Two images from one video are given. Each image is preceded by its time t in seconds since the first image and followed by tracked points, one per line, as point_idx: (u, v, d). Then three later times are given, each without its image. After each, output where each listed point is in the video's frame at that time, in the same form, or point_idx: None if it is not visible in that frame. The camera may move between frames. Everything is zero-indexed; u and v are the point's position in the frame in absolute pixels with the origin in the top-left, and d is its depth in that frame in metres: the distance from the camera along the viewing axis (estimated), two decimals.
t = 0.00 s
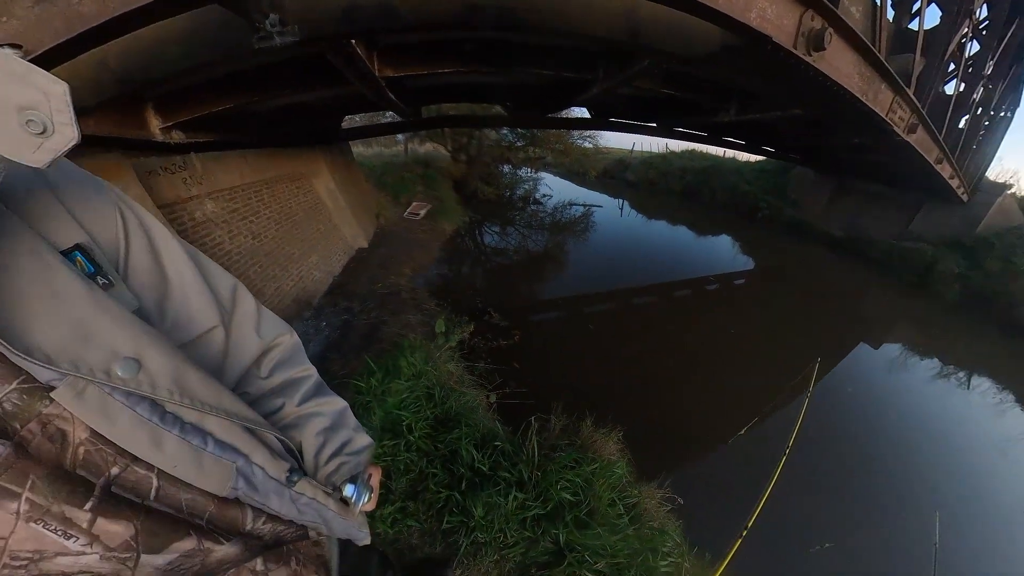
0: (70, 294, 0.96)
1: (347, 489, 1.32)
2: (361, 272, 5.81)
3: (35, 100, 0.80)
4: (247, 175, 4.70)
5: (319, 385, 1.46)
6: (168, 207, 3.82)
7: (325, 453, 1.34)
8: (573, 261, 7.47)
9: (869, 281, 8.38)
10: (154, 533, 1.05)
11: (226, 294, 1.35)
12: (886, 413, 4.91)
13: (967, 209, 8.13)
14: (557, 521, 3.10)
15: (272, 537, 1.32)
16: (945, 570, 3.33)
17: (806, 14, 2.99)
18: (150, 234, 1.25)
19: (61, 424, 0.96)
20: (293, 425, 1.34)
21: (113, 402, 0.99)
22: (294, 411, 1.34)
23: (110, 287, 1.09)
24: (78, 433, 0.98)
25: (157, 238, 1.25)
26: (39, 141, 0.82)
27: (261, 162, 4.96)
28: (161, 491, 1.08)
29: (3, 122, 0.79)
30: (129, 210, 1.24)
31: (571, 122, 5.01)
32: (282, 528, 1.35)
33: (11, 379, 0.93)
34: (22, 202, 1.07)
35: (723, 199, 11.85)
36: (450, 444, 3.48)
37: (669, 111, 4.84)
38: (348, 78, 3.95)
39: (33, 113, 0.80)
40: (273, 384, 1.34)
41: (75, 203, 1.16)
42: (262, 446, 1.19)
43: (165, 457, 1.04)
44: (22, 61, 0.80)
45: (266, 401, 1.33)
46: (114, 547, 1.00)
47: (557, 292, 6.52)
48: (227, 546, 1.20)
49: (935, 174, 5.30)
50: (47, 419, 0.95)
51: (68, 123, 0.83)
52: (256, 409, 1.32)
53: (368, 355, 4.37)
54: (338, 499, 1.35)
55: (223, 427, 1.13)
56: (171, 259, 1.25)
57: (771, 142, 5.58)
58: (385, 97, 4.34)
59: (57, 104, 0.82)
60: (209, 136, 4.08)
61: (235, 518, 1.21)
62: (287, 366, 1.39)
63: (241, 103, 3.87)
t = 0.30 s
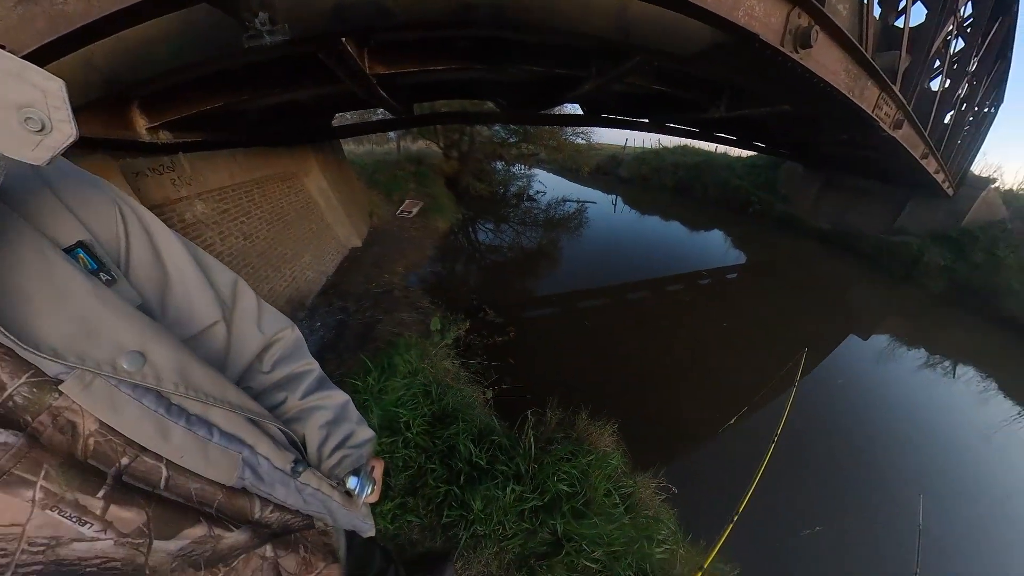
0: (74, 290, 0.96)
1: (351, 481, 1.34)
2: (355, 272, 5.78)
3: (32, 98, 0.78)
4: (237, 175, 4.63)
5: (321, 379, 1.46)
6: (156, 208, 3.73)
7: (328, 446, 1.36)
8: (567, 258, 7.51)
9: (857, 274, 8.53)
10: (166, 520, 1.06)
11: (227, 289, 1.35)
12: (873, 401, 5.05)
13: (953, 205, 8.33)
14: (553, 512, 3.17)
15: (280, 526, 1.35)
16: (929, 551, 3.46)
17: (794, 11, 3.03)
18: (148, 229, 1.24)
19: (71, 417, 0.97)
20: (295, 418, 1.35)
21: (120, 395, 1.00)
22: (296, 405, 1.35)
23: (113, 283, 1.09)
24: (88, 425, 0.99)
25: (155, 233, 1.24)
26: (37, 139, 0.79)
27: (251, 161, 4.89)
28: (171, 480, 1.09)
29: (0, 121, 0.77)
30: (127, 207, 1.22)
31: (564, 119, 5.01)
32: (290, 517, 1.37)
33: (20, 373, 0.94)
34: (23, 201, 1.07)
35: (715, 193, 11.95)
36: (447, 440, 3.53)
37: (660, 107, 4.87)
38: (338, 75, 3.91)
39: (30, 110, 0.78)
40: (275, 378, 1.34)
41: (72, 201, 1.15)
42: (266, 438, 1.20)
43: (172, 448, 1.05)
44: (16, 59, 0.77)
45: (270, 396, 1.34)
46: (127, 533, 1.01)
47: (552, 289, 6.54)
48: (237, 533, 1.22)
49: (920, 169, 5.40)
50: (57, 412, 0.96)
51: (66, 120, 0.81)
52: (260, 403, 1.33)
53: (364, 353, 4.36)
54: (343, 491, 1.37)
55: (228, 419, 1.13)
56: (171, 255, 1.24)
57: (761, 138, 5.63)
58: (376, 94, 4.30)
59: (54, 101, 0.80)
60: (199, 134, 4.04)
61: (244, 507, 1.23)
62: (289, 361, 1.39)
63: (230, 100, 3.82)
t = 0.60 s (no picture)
0: (72, 303, 0.94)
1: (358, 481, 1.37)
2: (349, 272, 5.73)
3: (7, 106, 0.80)
4: (227, 176, 4.54)
5: (325, 380, 1.49)
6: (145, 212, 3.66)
7: (335, 446, 1.38)
8: (561, 254, 7.53)
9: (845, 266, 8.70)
10: (177, 530, 1.07)
11: (228, 294, 1.36)
12: (861, 391, 5.17)
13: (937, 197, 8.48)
14: (552, 506, 3.21)
15: (290, 528, 1.38)
16: (915, 535, 3.58)
17: (784, 10, 3.06)
18: (146, 239, 1.24)
19: (73, 431, 0.94)
20: (301, 420, 1.36)
21: (122, 408, 0.97)
22: (301, 407, 1.37)
23: (110, 293, 1.06)
24: (92, 439, 0.97)
25: (154, 243, 1.24)
26: (15, 148, 0.81)
27: (242, 161, 4.78)
28: (179, 489, 1.09)
29: None
30: (124, 217, 1.21)
31: (556, 116, 4.99)
32: (299, 519, 1.41)
33: (21, 391, 0.90)
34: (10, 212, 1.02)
35: (706, 188, 12.06)
36: (446, 438, 3.56)
37: (654, 102, 4.87)
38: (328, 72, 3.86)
39: (6, 119, 0.79)
40: (280, 381, 1.36)
41: (63, 209, 1.12)
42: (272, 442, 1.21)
43: (178, 457, 1.04)
44: None
45: (274, 399, 1.35)
46: (137, 545, 1.01)
47: (548, 285, 6.56)
48: (247, 539, 1.23)
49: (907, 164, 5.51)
50: (60, 428, 0.93)
51: (43, 127, 0.83)
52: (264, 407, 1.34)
53: (360, 353, 4.34)
54: (350, 490, 1.40)
55: (233, 425, 1.12)
56: (170, 263, 1.25)
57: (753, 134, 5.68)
58: (367, 92, 4.24)
59: (29, 108, 0.82)
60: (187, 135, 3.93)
61: (253, 511, 1.25)
62: (292, 364, 1.41)
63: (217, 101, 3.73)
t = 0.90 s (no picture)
0: (88, 306, 0.92)
1: (369, 475, 1.33)
2: (343, 273, 5.69)
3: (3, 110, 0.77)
4: (218, 177, 4.47)
5: (337, 376, 1.47)
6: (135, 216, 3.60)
7: (346, 442, 1.36)
8: (556, 251, 7.54)
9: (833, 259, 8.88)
10: (194, 530, 1.06)
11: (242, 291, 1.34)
12: (849, 380, 5.30)
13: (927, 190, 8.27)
14: (552, 496, 3.26)
15: (306, 523, 1.35)
16: (901, 518, 3.72)
17: (770, 10, 3.09)
18: (163, 239, 1.22)
19: (91, 436, 0.94)
20: (312, 415, 1.36)
21: (138, 411, 0.97)
22: (313, 403, 1.36)
23: (126, 297, 1.05)
24: (109, 442, 0.96)
25: (170, 243, 1.22)
26: (16, 153, 0.79)
27: (232, 163, 4.70)
28: (196, 487, 1.07)
29: None
30: (140, 217, 1.19)
31: (550, 113, 4.99)
32: (315, 513, 1.38)
33: (40, 396, 0.91)
34: (21, 213, 1.01)
35: (698, 183, 12.15)
36: (446, 433, 3.58)
37: (645, 99, 4.90)
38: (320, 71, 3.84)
39: (6, 123, 0.77)
40: (292, 378, 1.34)
41: (76, 210, 1.11)
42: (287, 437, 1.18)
43: (194, 457, 1.03)
44: None
45: (287, 396, 1.34)
46: (156, 542, 1.01)
47: (544, 282, 6.58)
48: (263, 536, 1.22)
49: (894, 159, 5.62)
50: (77, 433, 0.92)
51: (42, 129, 0.81)
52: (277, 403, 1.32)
53: (358, 353, 4.32)
54: (363, 484, 1.35)
55: (248, 424, 1.10)
56: (185, 262, 1.22)
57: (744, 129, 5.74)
58: (359, 90, 4.22)
59: (24, 109, 0.79)
60: (177, 136, 3.90)
61: (269, 506, 1.22)
62: (304, 360, 1.39)
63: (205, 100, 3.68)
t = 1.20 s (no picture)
0: (94, 314, 0.90)
1: (376, 471, 1.29)
2: (337, 272, 5.64)
3: None
4: (207, 177, 4.39)
5: (344, 374, 1.45)
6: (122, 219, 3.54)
7: (353, 439, 1.34)
8: (551, 247, 7.56)
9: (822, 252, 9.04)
10: (204, 537, 1.03)
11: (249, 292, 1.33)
12: (838, 371, 5.43)
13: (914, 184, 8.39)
14: (550, 489, 3.32)
15: (314, 526, 1.35)
16: (888, 503, 3.84)
17: (760, 8, 3.12)
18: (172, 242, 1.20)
19: (102, 444, 0.92)
20: (319, 414, 1.34)
21: (148, 417, 0.94)
22: (320, 402, 1.34)
23: (134, 302, 1.02)
24: (120, 450, 0.94)
25: (179, 245, 1.20)
26: (8, 160, 0.74)
27: (220, 164, 4.62)
28: (207, 493, 1.06)
29: None
30: (148, 221, 1.17)
31: (543, 110, 4.97)
32: (323, 516, 1.38)
33: (50, 405, 0.89)
34: (26, 217, 0.99)
35: (690, 178, 12.22)
36: (445, 430, 3.60)
37: (638, 95, 4.90)
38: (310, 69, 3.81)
39: None
40: (300, 377, 1.32)
41: (82, 212, 1.08)
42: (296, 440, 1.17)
43: (204, 462, 1.00)
44: None
45: (296, 395, 1.32)
46: (167, 551, 0.98)
47: (540, 278, 6.61)
48: (272, 541, 1.19)
49: (882, 153, 5.72)
50: (89, 441, 0.90)
51: (30, 135, 0.77)
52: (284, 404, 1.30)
53: (355, 352, 4.30)
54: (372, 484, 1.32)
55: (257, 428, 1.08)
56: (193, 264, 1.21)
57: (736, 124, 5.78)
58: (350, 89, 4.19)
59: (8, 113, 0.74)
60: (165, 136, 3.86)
61: (278, 510, 1.21)
62: (313, 360, 1.37)
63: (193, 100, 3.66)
